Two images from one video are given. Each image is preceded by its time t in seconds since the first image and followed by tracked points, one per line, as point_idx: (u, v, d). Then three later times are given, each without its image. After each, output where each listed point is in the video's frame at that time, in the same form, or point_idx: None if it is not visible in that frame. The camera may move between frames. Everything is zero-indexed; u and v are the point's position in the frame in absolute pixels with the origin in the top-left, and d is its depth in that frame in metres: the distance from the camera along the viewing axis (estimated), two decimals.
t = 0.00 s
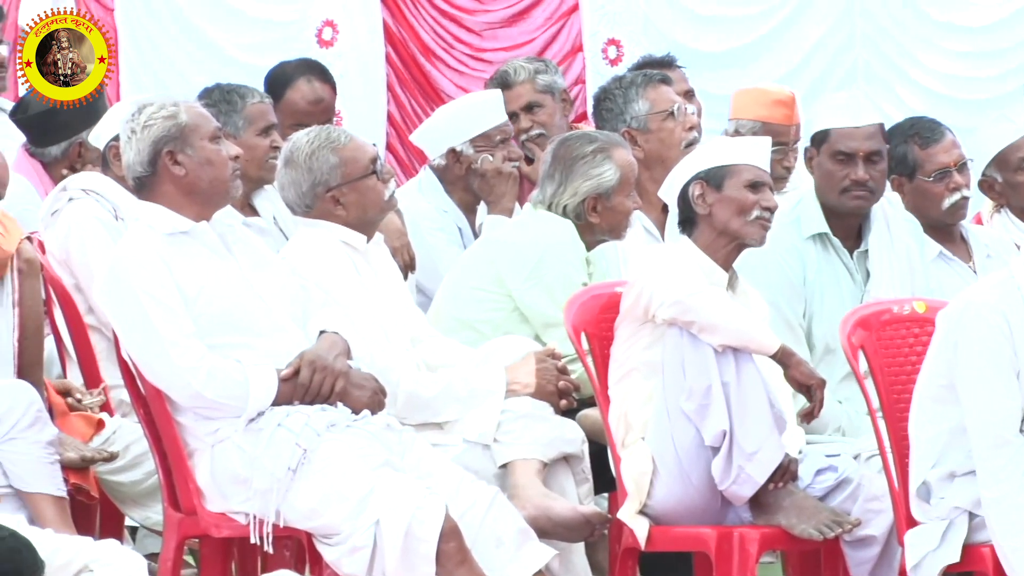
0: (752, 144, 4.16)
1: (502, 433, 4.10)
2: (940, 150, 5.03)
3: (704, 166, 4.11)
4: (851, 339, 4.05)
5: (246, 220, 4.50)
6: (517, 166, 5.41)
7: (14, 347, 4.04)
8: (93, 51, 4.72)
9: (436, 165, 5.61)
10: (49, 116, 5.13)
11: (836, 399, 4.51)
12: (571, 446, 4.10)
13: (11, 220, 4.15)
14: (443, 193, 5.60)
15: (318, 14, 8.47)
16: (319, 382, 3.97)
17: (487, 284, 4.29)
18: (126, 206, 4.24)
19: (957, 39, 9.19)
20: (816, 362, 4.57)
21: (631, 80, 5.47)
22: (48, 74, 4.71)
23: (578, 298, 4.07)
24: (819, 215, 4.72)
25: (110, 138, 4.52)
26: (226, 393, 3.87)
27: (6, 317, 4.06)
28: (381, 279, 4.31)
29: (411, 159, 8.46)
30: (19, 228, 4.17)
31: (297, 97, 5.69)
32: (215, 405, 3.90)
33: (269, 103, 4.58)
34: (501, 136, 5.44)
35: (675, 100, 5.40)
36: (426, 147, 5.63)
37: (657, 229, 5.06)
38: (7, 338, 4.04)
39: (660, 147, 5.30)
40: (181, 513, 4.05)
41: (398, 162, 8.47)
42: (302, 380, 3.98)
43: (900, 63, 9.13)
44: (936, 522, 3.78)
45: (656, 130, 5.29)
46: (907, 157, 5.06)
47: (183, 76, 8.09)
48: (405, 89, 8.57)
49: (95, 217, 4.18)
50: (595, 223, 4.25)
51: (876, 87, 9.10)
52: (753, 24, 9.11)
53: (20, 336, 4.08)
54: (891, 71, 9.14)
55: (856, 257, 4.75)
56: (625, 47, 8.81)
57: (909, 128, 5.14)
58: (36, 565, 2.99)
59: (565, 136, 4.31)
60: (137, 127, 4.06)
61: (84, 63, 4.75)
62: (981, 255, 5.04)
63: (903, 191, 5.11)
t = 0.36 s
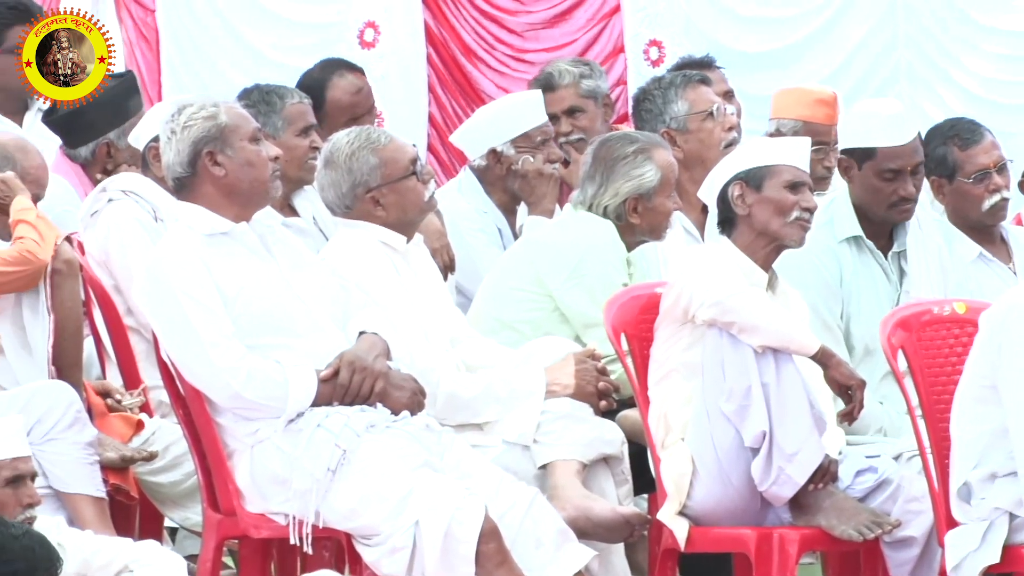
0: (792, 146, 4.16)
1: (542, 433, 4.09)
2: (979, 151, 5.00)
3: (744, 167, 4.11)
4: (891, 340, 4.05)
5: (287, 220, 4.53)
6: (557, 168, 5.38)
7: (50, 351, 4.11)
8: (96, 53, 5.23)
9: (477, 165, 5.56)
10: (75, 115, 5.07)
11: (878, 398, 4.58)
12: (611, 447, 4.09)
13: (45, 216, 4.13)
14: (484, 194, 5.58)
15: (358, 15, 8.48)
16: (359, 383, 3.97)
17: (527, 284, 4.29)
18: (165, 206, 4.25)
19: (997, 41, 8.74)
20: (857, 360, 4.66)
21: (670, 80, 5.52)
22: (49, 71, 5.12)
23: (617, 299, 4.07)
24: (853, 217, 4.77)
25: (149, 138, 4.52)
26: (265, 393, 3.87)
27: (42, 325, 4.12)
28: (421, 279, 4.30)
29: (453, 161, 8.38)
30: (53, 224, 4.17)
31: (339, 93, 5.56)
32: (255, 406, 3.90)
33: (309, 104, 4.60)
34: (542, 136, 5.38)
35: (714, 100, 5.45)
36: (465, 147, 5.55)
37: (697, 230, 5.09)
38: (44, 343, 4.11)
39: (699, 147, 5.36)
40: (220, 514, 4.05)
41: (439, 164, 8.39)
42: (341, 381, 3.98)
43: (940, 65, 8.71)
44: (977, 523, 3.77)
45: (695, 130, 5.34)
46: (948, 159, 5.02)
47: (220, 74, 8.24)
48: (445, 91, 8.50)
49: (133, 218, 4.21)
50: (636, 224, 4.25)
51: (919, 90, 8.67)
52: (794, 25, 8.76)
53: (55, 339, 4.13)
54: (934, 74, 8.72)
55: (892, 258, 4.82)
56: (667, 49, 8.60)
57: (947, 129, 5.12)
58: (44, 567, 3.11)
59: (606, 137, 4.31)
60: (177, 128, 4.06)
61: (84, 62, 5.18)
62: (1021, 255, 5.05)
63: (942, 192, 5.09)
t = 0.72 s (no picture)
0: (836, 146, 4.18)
1: (586, 433, 4.11)
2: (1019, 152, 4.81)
3: (788, 167, 4.13)
4: (935, 339, 4.08)
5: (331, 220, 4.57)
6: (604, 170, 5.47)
7: (90, 350, 4.12)
8: (97, 53, 5.51)
9: (523, 165, 5.56)
10: (112, 121, 5.00)
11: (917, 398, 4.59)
12: (655, 446, 4.10)
13: (69, 254, 4.02)
14: (528, 194, 5.58)
15: (403, 16, 7.79)
16: (402, 382, 3.97)
17: (571, 284, 4.29)
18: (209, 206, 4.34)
19: None
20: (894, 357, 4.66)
21: (716, 80, 5.54)
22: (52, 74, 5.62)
23: (661, 299, 4.07)
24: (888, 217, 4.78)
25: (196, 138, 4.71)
26: (308, 392, 3.86)
27: (84, 326, 4.12)
28: (465, 279, 4.31)
29: (497, 162, 7.71)
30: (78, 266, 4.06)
31: (378, 83, 5.53)
32: (297, 405, 3.90)
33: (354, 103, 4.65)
34: (592, 138, 5.47)
35: (759, 100, 5.49)
36: (510, 147, 5.59)
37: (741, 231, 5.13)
38: (86, 343, 4.11)
39: (744, 147, 5.41)
40: (264, 513, 4.05)
41: (482, 164, 7.71)
42: (384, 380, 3.98)
43: (982, 65, 8.08)
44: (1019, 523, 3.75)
45: (740, 131, 5.40)
46: (989, 159, 4.84)
47: (265, 75, 7.57)
48: (490, 91, 7.82)
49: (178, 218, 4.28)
50: (680, 224, 4.25)
51: (961, 90, 8.07)
52: (843, 25, 8.12)
53: (99, 340, 4.14)
54: (973, 72, 8.10)
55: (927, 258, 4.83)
56: (712, 48, 7.93)
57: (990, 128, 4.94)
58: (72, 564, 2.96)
59: (651, 137, 4.31)
60: (221, 127, 4.06)
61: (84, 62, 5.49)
62: None
63: (986, 192, 4.91)
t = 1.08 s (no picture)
0: (869, 146, 4.16)
1: (619, 433, 4.09)
2: None
3: (822, 167, 4.12)
4: (968, 339, 4.06)
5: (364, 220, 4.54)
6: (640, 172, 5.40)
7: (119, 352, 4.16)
8: (97, 53, 5.57)
9: (559, 165, 5.56)
10: (142, 123, 5.04)
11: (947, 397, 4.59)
12: (688, 447, 4.08)
13: (90, 272, 4.08)
14: (562, 194, 5.62)
15: (438, 16, 7.61)
16: (435, 382, 3.96)
17: (604, 284, 4.29)
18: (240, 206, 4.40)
19: None
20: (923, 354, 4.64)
21: (750, 81, 5.60)
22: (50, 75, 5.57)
23: (694, 299, 4.07)
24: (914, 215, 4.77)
25: (227, 139, 4.72)
26: (342, 392, 3.86)
27: (115, 327, 4.16)
28: (498, 279, 4.31)
29: (530, 162, 7.60)
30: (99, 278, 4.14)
31: (408, 78, 5.53)
32: (330, 405, 3.90)
33: (385, 103, 4.65)
34: (630, 139, 5.42)
35: (794, 101, 5.54)
36: (546, 147, 5.56)
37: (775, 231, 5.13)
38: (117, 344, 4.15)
39: (779, 148, 5.47)
40: (297, 514, 4.04)
41: (516, 165, 7.62)
42: (417, 380, 3.97)
43: (1016, 64, 8.03)
44: None
45: (776, 131, 5.46)
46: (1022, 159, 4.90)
47: (296, 73, 7.37)
48: (523, 91, 7.69)
49: (210, 220, 4.35)
50: (713, 224, 4.26)
51: (992, 87, 8.03)
52: (872, 25, 8.09)
53: (131, 340, 4.20)
54: (1010, 72, 8.04)
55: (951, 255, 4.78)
56: (745, 48, 7.86)
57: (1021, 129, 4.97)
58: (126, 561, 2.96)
59: (684, 137, 4.31)
60: (254, 128, 4.07)
61: (84, 62, 5.54)
62: None
63: (1019, 193, 4.96)
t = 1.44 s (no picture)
0: (895, 146, 4.16)
1: (647, 434, 4.09)
2: None
3: (850, 168, 4.13)
4: (996, 340, 4.04)
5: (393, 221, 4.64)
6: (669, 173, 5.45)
7: (164, 349, 4.22)
8: (96, 53, 5.64)
9: (587, 167, 5.59)
10: (167, 126, 5.17)
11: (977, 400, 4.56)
12: (717, 447, 4.09)
13: (124, 271, 4.11)
14: (591, 196, 5.62)
15: (465, 17, 7.74)
16: (464, 383, 3.95)
17: (632, 285, 4.31)
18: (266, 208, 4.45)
19: None
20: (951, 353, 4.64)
21: (779, 82, 5.72)
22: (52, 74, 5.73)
23: (722, 299, 4.07)
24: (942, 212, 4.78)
25: (242, 144, 4.87)
26: (370, 392, 3.86)
27: (155, 324, 4.22)
28: (527, 279, 4.33)
29: (559, 163, 7.75)
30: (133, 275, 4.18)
31: (437, 76, 5.54)
32: (357, 405, 3.90)
33: (413, 102, 4.68)
34: (659, 141, 5.47)
35: (822, 102, 5.65)
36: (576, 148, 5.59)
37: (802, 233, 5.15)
38: (158, 343, 4.22)
39: (807, 149, 5.59)
40: (325, 514, 4.06)
41: (544, 165, 7.77)
42: (446, 380, 3.96)
43: None
44: None
45: (803, 132, 5.57)
46: None
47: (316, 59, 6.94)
48: (552, 92, 7.82)
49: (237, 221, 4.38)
50: (741, 225, 4.27)
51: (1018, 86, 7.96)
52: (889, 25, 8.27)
53: (169, 338, 4.24)
54: None
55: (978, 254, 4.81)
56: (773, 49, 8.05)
57: None
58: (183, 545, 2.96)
59: (712, 138, 4.35)
60: (283, 128, 4.07)
61: (84, 61, 5.62)
62: None
63: None
